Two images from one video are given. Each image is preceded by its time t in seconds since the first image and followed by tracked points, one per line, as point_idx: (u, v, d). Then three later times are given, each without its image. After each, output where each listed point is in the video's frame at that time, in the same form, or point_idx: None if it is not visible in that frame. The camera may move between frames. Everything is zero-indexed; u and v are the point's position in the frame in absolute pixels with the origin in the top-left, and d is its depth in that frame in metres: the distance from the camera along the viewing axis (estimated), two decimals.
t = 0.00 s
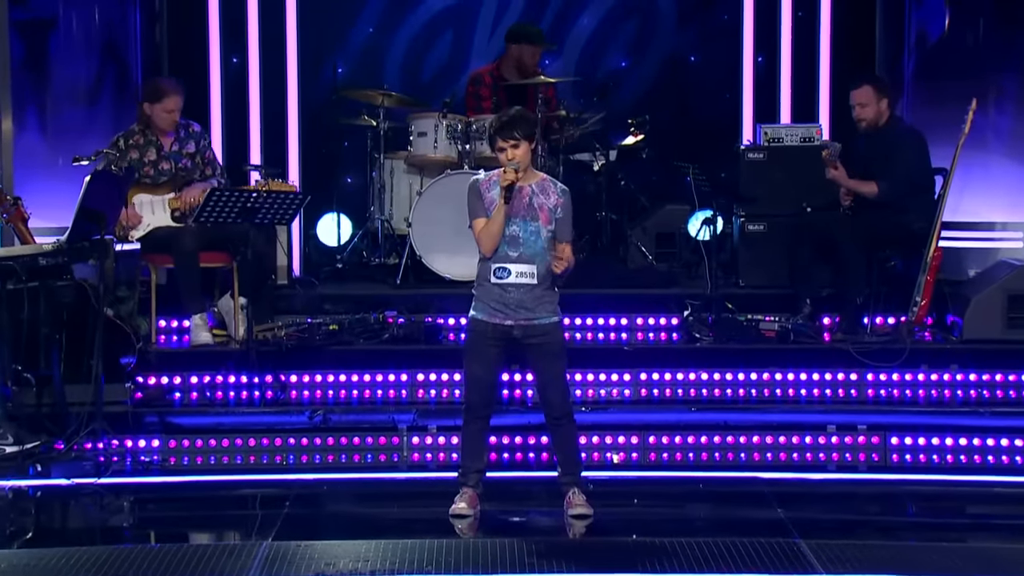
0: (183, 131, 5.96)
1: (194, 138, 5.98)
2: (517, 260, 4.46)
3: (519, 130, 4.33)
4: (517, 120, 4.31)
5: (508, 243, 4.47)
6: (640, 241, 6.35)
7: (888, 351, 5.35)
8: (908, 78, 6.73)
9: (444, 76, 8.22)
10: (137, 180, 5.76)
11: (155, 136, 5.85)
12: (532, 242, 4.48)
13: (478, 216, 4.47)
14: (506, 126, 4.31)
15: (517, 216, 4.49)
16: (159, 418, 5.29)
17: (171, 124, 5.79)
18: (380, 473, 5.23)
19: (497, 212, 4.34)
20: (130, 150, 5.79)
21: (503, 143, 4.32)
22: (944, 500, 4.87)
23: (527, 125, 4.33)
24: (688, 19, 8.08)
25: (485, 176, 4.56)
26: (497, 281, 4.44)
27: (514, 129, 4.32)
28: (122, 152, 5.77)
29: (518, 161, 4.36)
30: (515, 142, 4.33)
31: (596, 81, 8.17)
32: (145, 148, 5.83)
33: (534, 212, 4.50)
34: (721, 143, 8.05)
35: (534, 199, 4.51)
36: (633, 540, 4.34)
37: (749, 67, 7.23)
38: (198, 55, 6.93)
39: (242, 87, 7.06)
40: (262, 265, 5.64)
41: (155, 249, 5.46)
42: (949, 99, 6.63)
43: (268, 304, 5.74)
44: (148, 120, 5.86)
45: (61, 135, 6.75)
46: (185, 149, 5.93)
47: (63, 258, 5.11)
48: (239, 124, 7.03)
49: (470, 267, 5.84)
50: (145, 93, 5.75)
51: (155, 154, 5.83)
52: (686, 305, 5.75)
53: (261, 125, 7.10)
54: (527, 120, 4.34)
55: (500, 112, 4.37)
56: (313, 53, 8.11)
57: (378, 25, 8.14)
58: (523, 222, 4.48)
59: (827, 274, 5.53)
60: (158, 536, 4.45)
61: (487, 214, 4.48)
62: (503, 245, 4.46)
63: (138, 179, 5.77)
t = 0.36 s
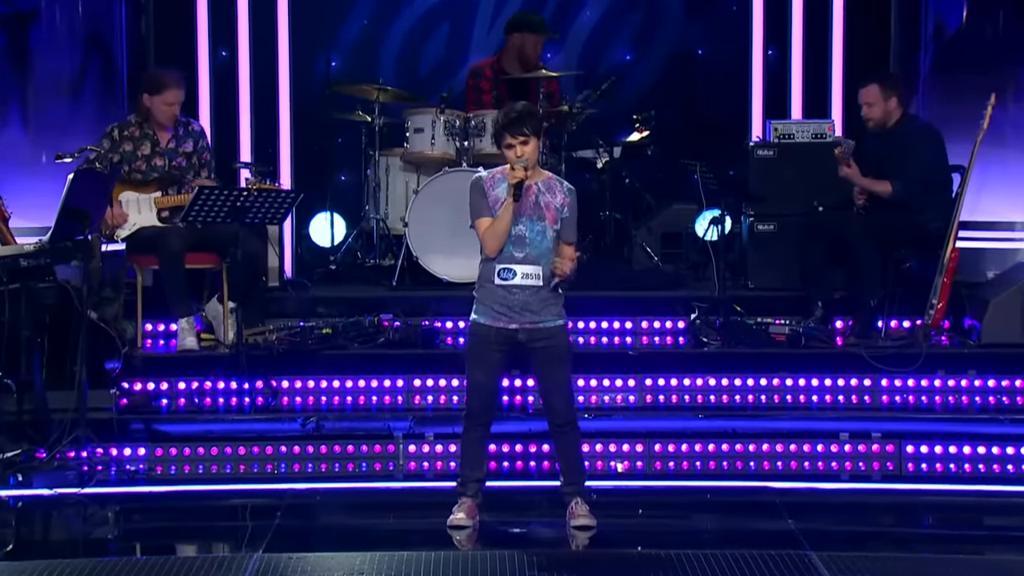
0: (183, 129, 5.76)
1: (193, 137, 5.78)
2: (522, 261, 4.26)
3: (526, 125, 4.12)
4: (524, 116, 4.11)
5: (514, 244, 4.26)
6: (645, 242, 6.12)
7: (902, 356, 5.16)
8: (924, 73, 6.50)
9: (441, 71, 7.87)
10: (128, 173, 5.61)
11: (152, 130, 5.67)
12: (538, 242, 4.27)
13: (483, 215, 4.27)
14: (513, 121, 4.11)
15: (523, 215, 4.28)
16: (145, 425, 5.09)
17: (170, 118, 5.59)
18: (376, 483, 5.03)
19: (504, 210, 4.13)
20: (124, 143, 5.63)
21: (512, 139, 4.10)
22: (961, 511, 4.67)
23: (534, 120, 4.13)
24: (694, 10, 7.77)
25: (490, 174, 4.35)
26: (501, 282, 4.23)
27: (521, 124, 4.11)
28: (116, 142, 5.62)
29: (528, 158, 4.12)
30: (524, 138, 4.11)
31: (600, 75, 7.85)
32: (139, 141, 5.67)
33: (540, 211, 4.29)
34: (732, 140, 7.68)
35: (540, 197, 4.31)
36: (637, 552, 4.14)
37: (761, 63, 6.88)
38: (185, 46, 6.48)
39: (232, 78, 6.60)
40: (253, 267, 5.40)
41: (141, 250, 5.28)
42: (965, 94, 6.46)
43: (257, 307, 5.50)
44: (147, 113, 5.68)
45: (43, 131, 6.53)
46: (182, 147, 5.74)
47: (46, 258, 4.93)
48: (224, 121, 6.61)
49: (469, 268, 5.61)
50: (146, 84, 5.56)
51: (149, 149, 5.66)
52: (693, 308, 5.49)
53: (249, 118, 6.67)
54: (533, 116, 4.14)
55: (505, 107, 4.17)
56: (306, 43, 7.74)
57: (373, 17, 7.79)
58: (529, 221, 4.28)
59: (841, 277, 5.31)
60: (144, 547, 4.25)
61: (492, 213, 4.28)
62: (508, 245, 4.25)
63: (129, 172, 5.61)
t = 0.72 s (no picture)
0: (177, 126, 5.53)
1: (187, 135, 5.55)
2: (523, 263, 4.06)
3: (525, 122, 3.92)
4: (522, 112, 3.91)
5: (514, 245, 4.06)
6: (652, 244, 5.88)
7: (916, 362, 4.91)
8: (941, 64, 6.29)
9: (438, 66, 7.60)
10: (117, 169, 5.36)
11: (146, 126, 5.43)
12: (539, 243, 4.07)
13: (481, 216, 4.06)
14: (512, 118, 3.90)
15: (523, 215, 4.08)
16: (130, 433, 4.88)
17: (165, 116, 5.35)
18: (370, 493, 4.85)
19: (503, 211, 3.92)
20: (116, 138, 5.38)
21: (509, 136, 3.90)
22: (980, 523, 4.46)
23: (532, 117, 3.92)
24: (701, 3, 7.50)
25: (488, 172, 4.14)
26: (500, 285, 4.03)
27: (519, 121, 3.91)
28: (108, 137, 5.37)
29: (526, 157, 3.92)
30: (521, 136, 3.92)
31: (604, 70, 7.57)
32: (132, 137, 5.43)
33: (541, 210, 4.09)
34: (739, 138, 7.47)
35: (541, 196, 4.10)
36: (642, 565, 3.93)
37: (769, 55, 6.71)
38: (174, 38, 6.30)
39: (220, 74, 6.44)
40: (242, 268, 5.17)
41: (127, 250, 5.01)
42: (985, 89, 6.24)
43: (246, 310, 5.26)
44: (141, 109, 5.44)
45: (25, 129, 6.30)
46: (175, 146, 5.50)
47: (26, 261, 4.72)
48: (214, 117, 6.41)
49: (467, 270, 5.39)
50: (143, 79, 5.31)
51: (141, 145, 5.41)
52: (701, 311, 5.27)
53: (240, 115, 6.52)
54: (532, 113, 3.93)
55: (503, 103, 3.97)
56: (297, 35, 7.45)
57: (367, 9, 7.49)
58: (529, 221, 4.07)
59: (854, 279, 5.09)
60: (127, 561, 4.04)
61: (491, 214, 4.07)
62: (508, 247, 4.05)
63: (118, 168, 5.36)
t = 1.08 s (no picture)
0: (174, 125, 5.21)
1: (183, 134, 5.22)
2: (524, 265, 3.86)
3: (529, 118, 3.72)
4: (526, 108, 3.70)
5: (514, 246, 3.86)
6: (657, 244, 5.77)
7: (934, 367, 4.74)
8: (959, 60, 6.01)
9: (435, 61, 7.32)
10: (107, 165, 5.05)
11: (142, 123, 5.09)
12: (541, 244, 3.87)
13: (480, 216, 3.86)
14: (516, 114, 3.69)
15: (524, 215, 3.87)
16: (114, 442, 4.68)
17: (163, 114, 5.03)
18: (365, 504, 4.68)
19: (504, 210, 3.73)
20: (109, 132, 5.04)
21: (512, 132, 3.70)
22: (1000, 535, 4.27)
23: (536, 112, 3.73)
24: None
25: (488, 171, 3.94)
26: (501, 288, 3.84)
27: (523, 117, 3.70)
28: (100, 132, 5.04)
29: (529, 155, 3.72)
30: (525, 132, 3.72)
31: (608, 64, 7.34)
32: (126, 133, 5.09)
33: (543, 209, 3.89)
34: (748, 137, 7.19)
35: (543, 195, 3.90)
36: None
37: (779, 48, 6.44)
38: (161, 34, 6.12)
39: (207, 65, 6.22)
40: (232, 271, 4.97)
41: (111, 251, 4.83)
42: (1004, 83, 5.79)
43: (236, 314, 5.03)
44: (139, 104, 5.09)
45: (3, 124, 5.32)
46: (170, 145, 5.18)
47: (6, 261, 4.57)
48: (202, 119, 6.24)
49: (465, 272, 5.16)
50: (143, 74, 4.98)
51: (135, 142, 5.08)
52: (708, 315, 5.09)
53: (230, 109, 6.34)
54: (535, 109, 3.73)
55: (505, 98, 3.76)
56: (287, 30, 7.19)
57: None
58: (531, 222, 3.87)
59: (869, 281, 4.88)
60: None
61: (491, 214, 3.87)
62: (508, 248, 3.85)
63: (109, 164, 5.04)
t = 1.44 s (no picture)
0: (161, 123, 4.96)
1: (171, 133, 4.98)
2: (521, 269, 3.66)
3: (526, 115, 3.52)
4: (523, 104, 3.52)
5: (510, 249, 3.67)
6: (664, 247, 5.57)
7: (953, 376, 4.49)
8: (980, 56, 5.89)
9: (432, 56, 7.02)
10: (92, 165, 4.79)
11: (129, 122, 4.85)
12: (538, 246, 3.68)
13: (476, 217, 3.67)
14: (514, 111, 3.49)
15: (521, 216, 3.68)
16: (96, 455, 4.56)
17: (153, 113, 4.75)
18: (359, 518, 4.48)
19: (500, 211, 3.54)
20: (94, 132, 4.79)
21: (508, 130, 3.50)
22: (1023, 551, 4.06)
23: (535, 109, 3.54)
24: None
25: (484, 170, 3.74)
26: (496, 292, 3.64)
27: (520, 114, 3.50)
28: (86, 132, 4.79)
29: (526, 153, 3.52)
30: (522, 129, 3.52)
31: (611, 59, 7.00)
32: (112, 132, 4.85)
33: (541, 211, 3.69)
34: (758, 132, 7.04)
35: (540, 196, 3.70)
36: None
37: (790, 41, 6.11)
38: (147, 29, 5.80)
39: (196, 59, 5.91)
40: (220, 275, 4.73)
41: (94, 255, 4.59)
42: None
43: (224, 319, 4.79)
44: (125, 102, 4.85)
45: None
46: (157, 144, 4.93)
47: None
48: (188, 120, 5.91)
49: (461, 276, 4.89)
50: (131, 71, 4.70)
51: (122, 142, 4.84)
52: (717, 321, 4.88)
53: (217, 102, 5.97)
54: (533, 105, 3.54)
55: (502, 94, 3.57)
56: (278, 25, 6.93)
57: None
58: (528, 223, 3.68)
59: (884, 285, 4.70)
60: None
61: (487, 215, 3.68)
62: (504, 251, 3.66)
63: (93, 164, 4.79)
